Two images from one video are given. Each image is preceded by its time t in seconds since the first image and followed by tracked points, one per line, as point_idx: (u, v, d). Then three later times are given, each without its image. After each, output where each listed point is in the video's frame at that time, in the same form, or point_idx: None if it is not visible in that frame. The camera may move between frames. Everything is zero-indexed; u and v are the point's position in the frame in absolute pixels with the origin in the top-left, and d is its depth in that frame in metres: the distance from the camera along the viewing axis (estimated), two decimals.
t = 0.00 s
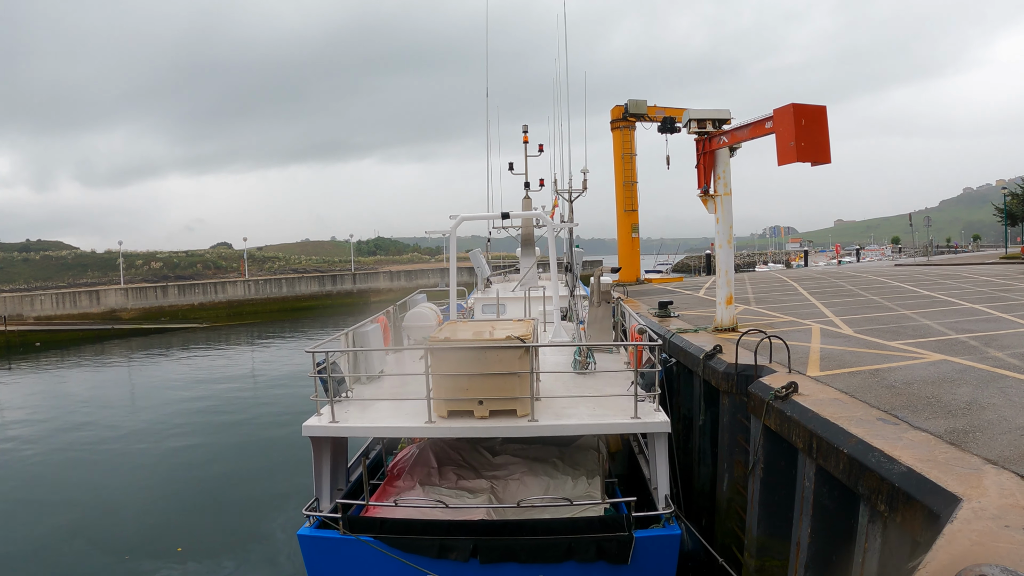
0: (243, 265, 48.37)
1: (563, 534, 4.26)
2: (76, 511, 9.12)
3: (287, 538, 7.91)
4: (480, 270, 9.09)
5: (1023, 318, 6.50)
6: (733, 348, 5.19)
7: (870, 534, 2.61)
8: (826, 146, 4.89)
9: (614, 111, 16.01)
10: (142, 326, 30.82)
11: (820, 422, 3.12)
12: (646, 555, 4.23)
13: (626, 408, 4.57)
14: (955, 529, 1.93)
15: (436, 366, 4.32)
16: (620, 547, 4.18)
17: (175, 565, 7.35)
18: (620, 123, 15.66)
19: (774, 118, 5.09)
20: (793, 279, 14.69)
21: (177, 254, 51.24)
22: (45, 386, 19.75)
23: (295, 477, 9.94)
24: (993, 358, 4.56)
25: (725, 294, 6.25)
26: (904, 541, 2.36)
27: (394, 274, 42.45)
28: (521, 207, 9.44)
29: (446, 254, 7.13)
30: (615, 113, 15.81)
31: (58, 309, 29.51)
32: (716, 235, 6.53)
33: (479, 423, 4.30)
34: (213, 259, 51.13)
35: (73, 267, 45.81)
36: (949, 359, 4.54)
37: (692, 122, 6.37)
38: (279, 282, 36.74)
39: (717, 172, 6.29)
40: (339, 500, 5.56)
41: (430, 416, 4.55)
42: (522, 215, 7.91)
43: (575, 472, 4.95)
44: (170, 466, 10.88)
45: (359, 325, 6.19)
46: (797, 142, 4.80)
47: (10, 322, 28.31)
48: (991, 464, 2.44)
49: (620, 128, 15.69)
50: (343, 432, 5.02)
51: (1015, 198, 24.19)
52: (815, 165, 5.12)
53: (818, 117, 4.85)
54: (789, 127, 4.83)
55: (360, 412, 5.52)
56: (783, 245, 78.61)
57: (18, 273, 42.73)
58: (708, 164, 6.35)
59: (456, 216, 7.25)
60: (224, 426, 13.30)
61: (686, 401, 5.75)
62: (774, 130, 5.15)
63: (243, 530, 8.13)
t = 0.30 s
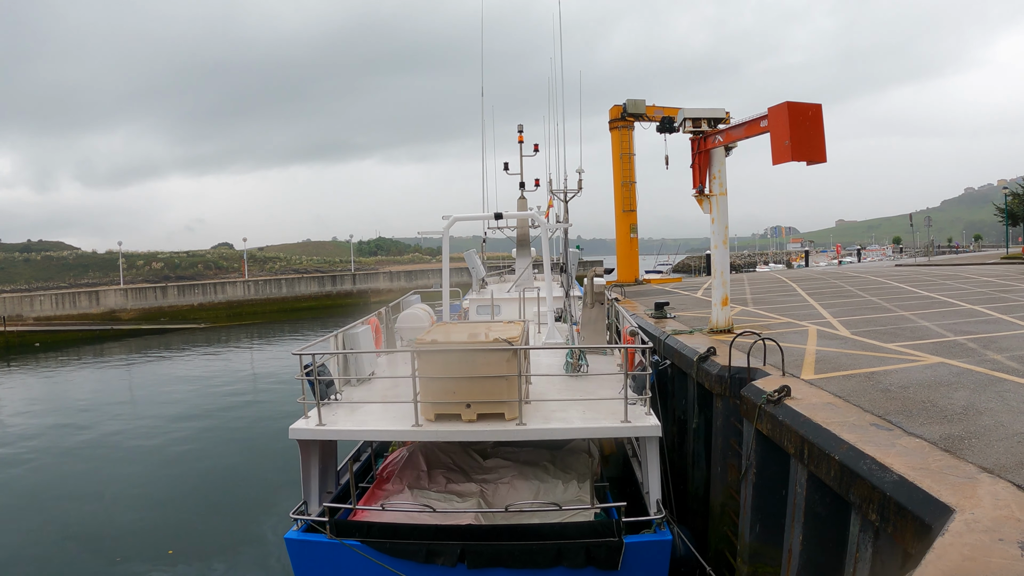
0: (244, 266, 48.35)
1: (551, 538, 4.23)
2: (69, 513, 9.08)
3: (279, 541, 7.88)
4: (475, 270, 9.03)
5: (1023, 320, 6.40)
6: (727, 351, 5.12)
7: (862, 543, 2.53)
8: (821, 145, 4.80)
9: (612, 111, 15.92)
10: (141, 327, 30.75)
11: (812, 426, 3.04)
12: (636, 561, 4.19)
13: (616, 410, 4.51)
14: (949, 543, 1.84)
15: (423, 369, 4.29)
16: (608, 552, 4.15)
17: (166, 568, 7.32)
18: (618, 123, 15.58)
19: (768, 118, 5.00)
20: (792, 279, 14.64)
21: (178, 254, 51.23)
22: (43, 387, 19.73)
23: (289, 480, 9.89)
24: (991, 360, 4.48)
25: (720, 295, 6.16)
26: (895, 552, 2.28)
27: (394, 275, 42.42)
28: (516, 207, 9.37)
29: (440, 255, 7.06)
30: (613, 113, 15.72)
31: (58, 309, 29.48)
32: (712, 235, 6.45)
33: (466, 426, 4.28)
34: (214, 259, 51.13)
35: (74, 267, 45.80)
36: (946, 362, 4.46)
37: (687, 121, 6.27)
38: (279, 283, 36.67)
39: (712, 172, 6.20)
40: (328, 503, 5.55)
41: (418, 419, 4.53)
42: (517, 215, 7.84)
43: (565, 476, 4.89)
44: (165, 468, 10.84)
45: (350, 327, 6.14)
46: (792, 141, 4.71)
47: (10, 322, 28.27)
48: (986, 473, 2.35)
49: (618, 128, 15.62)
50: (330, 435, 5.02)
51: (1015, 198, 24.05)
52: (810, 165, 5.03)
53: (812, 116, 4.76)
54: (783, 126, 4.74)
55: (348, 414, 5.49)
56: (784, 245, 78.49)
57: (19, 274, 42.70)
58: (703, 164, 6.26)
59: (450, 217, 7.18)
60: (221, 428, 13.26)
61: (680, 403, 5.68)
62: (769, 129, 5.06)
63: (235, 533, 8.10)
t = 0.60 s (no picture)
0: (243, 266, 48.32)
1: (537, 543, 4.19)
2: (59, 513, 9.03)
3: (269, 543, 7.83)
4: (469, 271, 8.95)
5: (1020, 322, 6.32)
6: (720, 353, 5.04)
7: (849, 553, 2.45)
8: (813, 145, 4.73)
9: (610, 111, 15.85)
10: (140, 327, 30.68)
11: (800, 432, 2.96)
12: (622, 567, 4.15)
13: (605, 414, 4.44)
14: (935, 557, 1.77)
15: (408, 372, 4.25)
16: (596, 557, 4.11)
17: (155, 569, 7.28)
18: (616, 123, 15.52)
19: (761, 117, 4.92)
20: (790, 280, 14.55)
21: (178, 255, 51.17)
22: (40, 387, 19.68)
23: (282, 481, 9.84)
24: (987, 364, 4.39)
25: (714, 296, 6.09)
26: (883, 564, 2.21)
27: (393, 275, 42.39)
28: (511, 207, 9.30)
29: (431, 256, 6.99)
30: (611, 113, 15.64)
31: (57, 309, 29.42)
32: (706, 236, 6.37)
33: (452, 430, 4.23)
34: (214, 260, 51.09)
35: (74, 267, 45.76)
36: (941, 365, 4.37)
37: (681, 121, 6.19)
38: (278, 284, 36.60)
39: (706, 172, 6.13)
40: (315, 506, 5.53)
41: (403, 421, 4.49)
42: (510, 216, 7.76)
43: (554, 481, 4.82)
44: (158, 468, 10.79)
45: (338, 329, 6.08)
46: (784, 140, 4.63)
47: (9, 322, 28.21)
48: (977, 482, 2.28)
49: (616, 128, 15.55)
50: (316, 438, 4.97)
51: (1015, 199, 23.94)
52: (803, 164, 4.95)
53: (805, 115, 4.69)
54: (776, 125, 4.67)
55: (336, 417, 5.43)
56: (784, 246, 78.38)
57: (20, 274, 42.65)
58: (697, 164, 6.18)
59: (442, 217, 7.10)
60: (215, 428, 13.21)
61: (673, 406, 5.60)
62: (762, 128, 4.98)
63: (226, 536, 8.05)
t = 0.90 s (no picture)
0: (242, 266, 48.22)
1: (521, 550, 4.13)
2: (49, 515, 8.97)
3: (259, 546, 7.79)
4: (462, 272, 8.88)
5: (1015, 325, 6.25)
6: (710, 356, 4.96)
7: (832, 566, 2.38)
8: (804, 145, 4.65)
9: (606, 111, 15.78)
10: (137, 327, 30.55)
11: (785, 439, 2.88)
12: (607, 572, 4.10)
13: (591, 418, 4.36)
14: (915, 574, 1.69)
15: (390, 375, 4.19)
16: (580, 564, 4.05)
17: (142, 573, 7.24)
18: (612, 123, 15.46)
19: (751, 117, 4.84)
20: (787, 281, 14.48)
21: (177, 255, 51.06)
22: (35, 387, 19.63)
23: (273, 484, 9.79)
24: (981, 368, 4.31)
25: (706, 298, 6.01)
26: None
27: (391, 276, 42.32)
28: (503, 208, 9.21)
29: (421, 258, 6.91)
30: (607, 113, 15.57)
31: (54, 309, 29.34)
32: (698, 237, 6.29)
33: (434, 434, 4.17)
34: (213, 260, 51.00)
35: (73, 267, 45.66)
36: (933, 370, 4.30)
37: (672, 121, 6.11)
38: (276, 284, 36.47)
39: (697, 173, 6.05)
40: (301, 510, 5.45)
41: (386, 426, 4.43)
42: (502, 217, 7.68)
43: (541, 486, 4.75)
44: (150, 471, 10.73)
45: (325, 332, 6.02)
46: (774, 141, 4.55)
47: (5, 323, 28.11)
48: (964, 494, 2.19)
49: (612, 129, 15.49)
50: (298, 442, 4.90)
51: (1013, 200, 23.87)
52: (795, 165, 4.87)
53: (795, 115, 4.62)
54: (766, 126, 4.59)
55: (320, 420, 5.36)
56: (783, 246, 78.32)
57: (18, 274, 42.52)
58: (688, 164, 6.11)
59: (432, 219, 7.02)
60: (209, 430, 13.14)
61: (663, 410, 5.53)
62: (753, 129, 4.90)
63: (216, 540, 8.00)
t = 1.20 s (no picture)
0: (240, 267, 48.14)
1: (507, 554, 4.07)
2: (39, 517, 8.92)
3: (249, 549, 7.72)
4: (455, 273, 8.81)
5: (1012, 326, 6.18)
6: (701, 358, 4.88)
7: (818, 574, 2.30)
8: (796, 143, 4.57)
9: (602, 111, 15.72)
10: (134, 328, 30.46)
11: (773, 443, 2.80)
12: None
13: (579, 420, 4.28)
14: None
15: (374, 377, 4.13)
16: (567, 568, 4.00)
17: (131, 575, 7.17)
18: (608, 124, 15.41)
19: (742, 115, 4.77)
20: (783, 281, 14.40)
21: (175, 256, 50.97)
22: (32, 388, 19.57)
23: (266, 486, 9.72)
24: (976, 370, 4.24)
25: (698, 299, 5.93)
26: None
27: (389, 277, 42.25)
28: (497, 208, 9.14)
29: (411, 258, 6.83)
30: (603, 113, 15.51)
31: (51, 310, 29.32)
32: (690, 237, 6.22)
33: (419, 437, 4.11)
34: (212, 261, 50.92)
35: (72, 268, 45.58)
36: (928, 372, 4.22)
37: (663, 120, 6.04)
38: (273, 285, 36.34)
39: (689, 172, 5.97)
40: (288, 512, 5.37)
41: (371, 428, 4.37)
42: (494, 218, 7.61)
43: (529, 490, 4.67)
44: (143, 472, 10.67)
45: (313, 333, 5.94)
46: (765, 139, 4.48)
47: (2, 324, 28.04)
48: (956, 502, 2.11)
49: (608, 129, 15.44)
50: (283, 445, 4.82)
51: (1011, 200, 23.80)
52: (787, 164, 4.80)
53: (787, 113, 4.54)
54: (757, 124, 4.52)
55: (307, 422, 5.29)
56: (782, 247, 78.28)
57: (17, 275, 42.45)
58: (680, 164, 6.04)
59: (423, 219, 6.93)
60: (202, 432, 13.07)
61: (655, 412, 5.44)
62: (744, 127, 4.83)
63: (206, 542, 7.94)
